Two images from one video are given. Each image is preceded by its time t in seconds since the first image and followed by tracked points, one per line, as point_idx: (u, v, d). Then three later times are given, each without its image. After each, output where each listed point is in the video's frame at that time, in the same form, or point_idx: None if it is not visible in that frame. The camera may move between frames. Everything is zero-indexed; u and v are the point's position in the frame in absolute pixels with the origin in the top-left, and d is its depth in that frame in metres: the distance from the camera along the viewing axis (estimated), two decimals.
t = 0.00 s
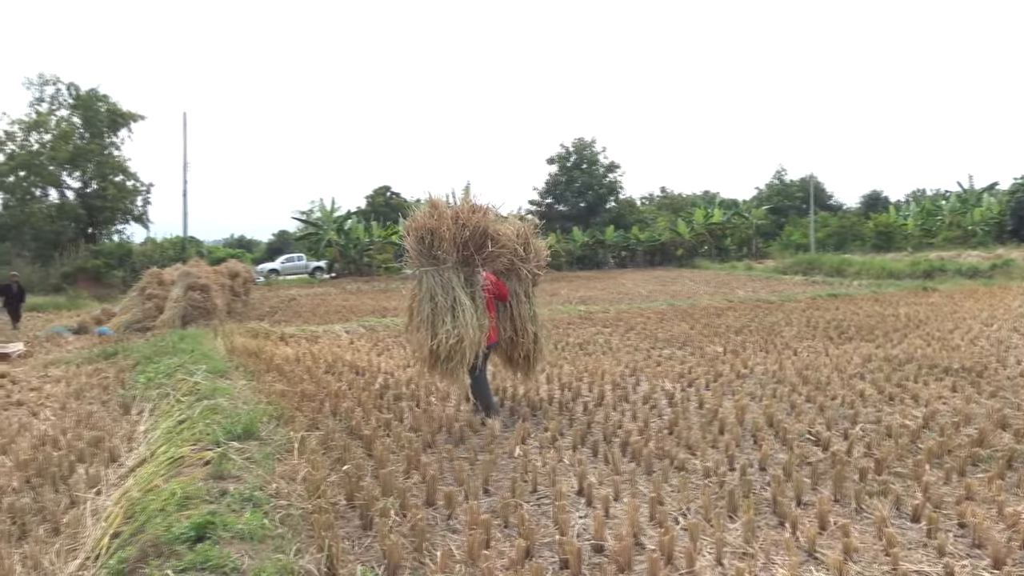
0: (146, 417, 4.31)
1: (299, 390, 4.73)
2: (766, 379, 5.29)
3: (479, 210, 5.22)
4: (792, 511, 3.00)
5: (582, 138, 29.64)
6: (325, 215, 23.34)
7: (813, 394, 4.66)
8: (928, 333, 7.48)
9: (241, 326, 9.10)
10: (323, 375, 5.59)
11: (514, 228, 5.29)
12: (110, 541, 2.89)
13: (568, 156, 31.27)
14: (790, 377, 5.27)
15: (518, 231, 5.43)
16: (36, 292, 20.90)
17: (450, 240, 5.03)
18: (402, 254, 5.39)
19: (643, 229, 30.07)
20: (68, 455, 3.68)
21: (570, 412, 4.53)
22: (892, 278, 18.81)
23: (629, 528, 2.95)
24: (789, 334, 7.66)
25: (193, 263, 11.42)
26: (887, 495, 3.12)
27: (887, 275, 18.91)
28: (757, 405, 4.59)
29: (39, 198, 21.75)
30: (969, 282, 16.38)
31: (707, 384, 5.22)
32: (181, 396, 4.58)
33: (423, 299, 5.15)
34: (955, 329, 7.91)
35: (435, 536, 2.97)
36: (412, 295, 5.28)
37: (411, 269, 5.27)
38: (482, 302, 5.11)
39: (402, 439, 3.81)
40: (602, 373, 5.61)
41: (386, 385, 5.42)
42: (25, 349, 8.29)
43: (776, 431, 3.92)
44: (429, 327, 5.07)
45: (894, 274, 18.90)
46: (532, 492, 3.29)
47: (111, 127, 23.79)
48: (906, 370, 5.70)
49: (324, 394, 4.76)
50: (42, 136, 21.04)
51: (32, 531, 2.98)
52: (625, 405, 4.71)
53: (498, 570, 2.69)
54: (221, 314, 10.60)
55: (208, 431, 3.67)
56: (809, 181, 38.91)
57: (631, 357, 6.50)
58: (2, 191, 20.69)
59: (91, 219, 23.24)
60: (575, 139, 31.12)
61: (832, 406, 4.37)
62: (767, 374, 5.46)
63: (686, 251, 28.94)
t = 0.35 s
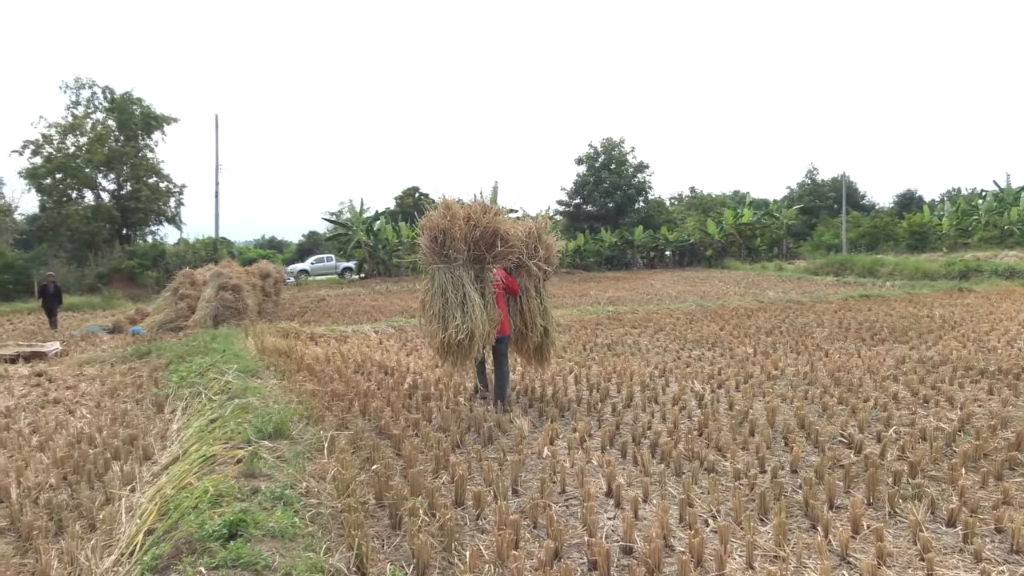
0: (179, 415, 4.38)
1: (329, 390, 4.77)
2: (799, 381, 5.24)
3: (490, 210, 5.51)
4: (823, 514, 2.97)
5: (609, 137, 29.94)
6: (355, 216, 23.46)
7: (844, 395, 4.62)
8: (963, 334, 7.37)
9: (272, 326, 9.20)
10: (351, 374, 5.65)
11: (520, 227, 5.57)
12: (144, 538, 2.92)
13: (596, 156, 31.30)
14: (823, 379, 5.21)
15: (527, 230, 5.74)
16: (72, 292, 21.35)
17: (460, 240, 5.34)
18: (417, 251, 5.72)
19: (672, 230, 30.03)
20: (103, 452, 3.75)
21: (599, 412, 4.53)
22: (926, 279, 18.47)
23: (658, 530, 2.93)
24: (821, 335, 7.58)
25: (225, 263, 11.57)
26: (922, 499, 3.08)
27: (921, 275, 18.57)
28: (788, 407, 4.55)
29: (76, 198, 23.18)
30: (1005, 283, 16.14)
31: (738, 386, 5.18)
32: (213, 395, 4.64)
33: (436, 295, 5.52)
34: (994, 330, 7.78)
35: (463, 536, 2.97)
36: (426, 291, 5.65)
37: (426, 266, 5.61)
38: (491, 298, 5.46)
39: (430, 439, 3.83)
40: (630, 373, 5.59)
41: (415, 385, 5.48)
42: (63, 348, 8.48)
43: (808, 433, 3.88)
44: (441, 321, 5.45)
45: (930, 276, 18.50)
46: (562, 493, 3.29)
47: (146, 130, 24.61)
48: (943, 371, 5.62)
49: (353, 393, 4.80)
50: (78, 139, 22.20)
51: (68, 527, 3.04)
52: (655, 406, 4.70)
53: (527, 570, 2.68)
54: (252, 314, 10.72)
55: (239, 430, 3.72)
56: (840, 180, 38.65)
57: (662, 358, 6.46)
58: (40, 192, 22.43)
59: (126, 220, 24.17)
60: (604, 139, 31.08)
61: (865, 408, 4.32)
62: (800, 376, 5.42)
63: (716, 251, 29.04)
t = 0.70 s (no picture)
0: (200, 415, 4.42)
1: (349, 389, 4.80)
2: (820, 380, 5.21)
3: (483, 216, 5.82)
4: (846, 514, 2.94)
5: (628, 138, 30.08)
6: (373, 216, 23.42)
7: (865, 395, 4.58)
8: (989, 333, 7.29)
9: (292, 326, 9.29)
10: (370, 375, 5.69)
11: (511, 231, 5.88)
12: (165, 536, 2.94)
13: (614, 155, 31.21)
14: (844, 378, 5.18)
15: (519, 233, 6.05)
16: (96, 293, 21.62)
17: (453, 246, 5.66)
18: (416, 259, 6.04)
19: (691, 229, 29.85)
20: (126, 452, 3.78)
21: (618, 412, 4.52)
22: (952, 276, 18.36)
23: (677, 530, 2.91)
24: (842, 333, 7.53)
25: (246, 263, 11.64)
26: (947, 500, 3.04)
27: (947, 272, 18.45)
28: (809, 406, 4.52)
29: (99, 200, 23.59)
30: None
31: (758, 385, 5.16)
32: (233, 395, 4.68)
33: (433, 299, 5.82)
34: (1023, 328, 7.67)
35: (482, 535, 2.97)
36: (424, 295, 5.96)
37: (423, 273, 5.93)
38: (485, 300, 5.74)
39: (449, 439, 3.84)
40: (649, 373, 5.57)
41: (433, 385, 5.51)
42: (87, 348, 8.61)
43: (829, 433, 3.84)
44: (438, 323, 5.74)
45: (955, 274, 18.36)
46: (580, 493, 3.28)
47: (167, 133, 24.87)
48: (967, 370, 5.56)
49: (372, 393, 4.83)
50: (100, 142, 22.57)
51: (91, 525, 3.07)
52: (674, 406, 4.68)
53: (546, 570, 2.67)
54: (272, 314, 10.77)
55: (259, 429, 3.75)
56: (862, 178, 38.36)
57: (680, 358, 6.44)
58: (65, 194, 22.91)
59: (148, 223, 24.49)
60: (623, 139, 31.05)
61: (887, 407, 4.28)
62: (821, 374, 5.38)
63: (736, 250, 29.00)
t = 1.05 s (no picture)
0: (207, 413, 4.43)
1: (355, 388, 4.81)
2: (825, 378, 5.22)
3: (476, 221, 6.25)
4: (853, 513, 2.93)
5: (635, 136, 30.01)
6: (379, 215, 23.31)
7: (872, 393, 4.58)
8: (997, 330, 7.27)
9: (298, 324, 9.32)
10: (377, 373, 5.70)
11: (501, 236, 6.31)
12: (172, 534, 2.95)
13: (621, 152, 31.04)
14: (851, 376, 5.17)
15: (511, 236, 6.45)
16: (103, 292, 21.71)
17: (446, 249, 6.10)
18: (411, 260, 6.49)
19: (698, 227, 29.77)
20: (133, 450, 3.79)
21: (624, 410, 4.51)
22: (960, 275, 18.22)
23: (683, 528, 2.90)
24: (849, 332, 7.52)
25: (253, 262, 11.64)
26: (955, 499, 3.02)
27: (955, 270, 18.31)
28: (815, 404, 4.51)
29: (106, 199, 23.67)
30: None
31: (764, 383, 5.18)
32: (240, 393, 4.69)
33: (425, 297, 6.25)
34: None
35: (488, 534, 2.96)
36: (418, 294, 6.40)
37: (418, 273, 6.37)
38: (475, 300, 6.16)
39: (455, 437, 3.85)
40: (656, 371, 5.56)
41: (439, 384, 5.53)
42: (95, 346, 8.64)
43: (837, 432, 3.83)
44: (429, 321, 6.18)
45: (963, 273, 18.20)
46: (586, 491, 3.28)
47: (174, 131, 24.90)
48: (973, 369, 5.54)
49: (379, 391, 4.85)
50: (107, 141, 22.62)
51: (98, 523, 3.07)
52: (680, 404, 4.67)
53: (551, 569, 2.66)
54: (279, 313, 10.79)
55: (266, 427, 3.76)
56: (868, 176, 38.36)
57: (687, 356, 6.44)
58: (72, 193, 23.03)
59: (156, 222, 24.57)
60: (629, 136, 30.72)
61: (895, 406, 4.26)
62: (827, 372, 5.39)
63: (743, 248, 28.99)
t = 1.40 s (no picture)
0: (222, 409, 4.46)
1: (370, 385, 4.84)
2: (842, 378, 5.20)
3: (479, 215, 6.42)
4: (869, 514, 2.93)
5: (650, 134, 29.99)
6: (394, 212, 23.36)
7: (889, 392, 4.56)
8: (1017, 332, 7.20)
9: (313, 321, 9.37)
10: (391, 370, 5.73)
11: (504, 230, 6.49)
12: (188, 529, 2.97)
13: (635, 151, 31.03)
14: (867, 376, 5.16)
15: (513, 230, 6.62)
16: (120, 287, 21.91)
17: (451, 242, 6.26)
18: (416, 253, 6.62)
19: (712, 226, 29.69)
20: (150, 445, 3.83)
21: (639, 408, 4.52)
22: (978, 275, 18.05)
23: (698, 528, 2.90)
24: (866, 332, 7.48)
25: (268, 259, 11.70)
26: (974, 500, 3.01)
27: (973, 270, 18.18)
28: (830, 404, 4.50)
29: (123, 196, 23.81)
30: None
31: (780, 382, 5.18)
32: (255, 389, 4.73)
33: (429, 289, 6.40)
34: None
35: (503, 531, 2.98)
36: (422, 286, 6.55)
37: (422, 266, 6.51)
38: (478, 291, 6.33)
39: (470, 434, 3.87)
40: (670, 370, 5.56)
41: (452, 380, 5.55)
42: (111, 342, 8.72)
43: (852, 432, 3.82)
44: (433, 311, 6.34)
45: (980, 273, 18.04)
46: (601, 490, 3.29)
47: (189, 128, 25.02)
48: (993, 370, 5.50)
49: (393, 388, 4.87)
50: (123, 138, 22.74)
51: (116, 517, 3.11)
52: (695, 403, 4.67)
53: (566, 568, 2.66)
54: (294, 310, 10.84)
55: (282, 423, 3.78)
56: (885, 175, 38.09)
57: (702, 355, 6.43)
58: (89, 190, 23.19)
59: (172, 218, 24.74)
60: (644, 135, 30.70)
61: (912, 406, 4.25)
62: (844, 372, 5.37)
63: (757, 247, 28.86)
